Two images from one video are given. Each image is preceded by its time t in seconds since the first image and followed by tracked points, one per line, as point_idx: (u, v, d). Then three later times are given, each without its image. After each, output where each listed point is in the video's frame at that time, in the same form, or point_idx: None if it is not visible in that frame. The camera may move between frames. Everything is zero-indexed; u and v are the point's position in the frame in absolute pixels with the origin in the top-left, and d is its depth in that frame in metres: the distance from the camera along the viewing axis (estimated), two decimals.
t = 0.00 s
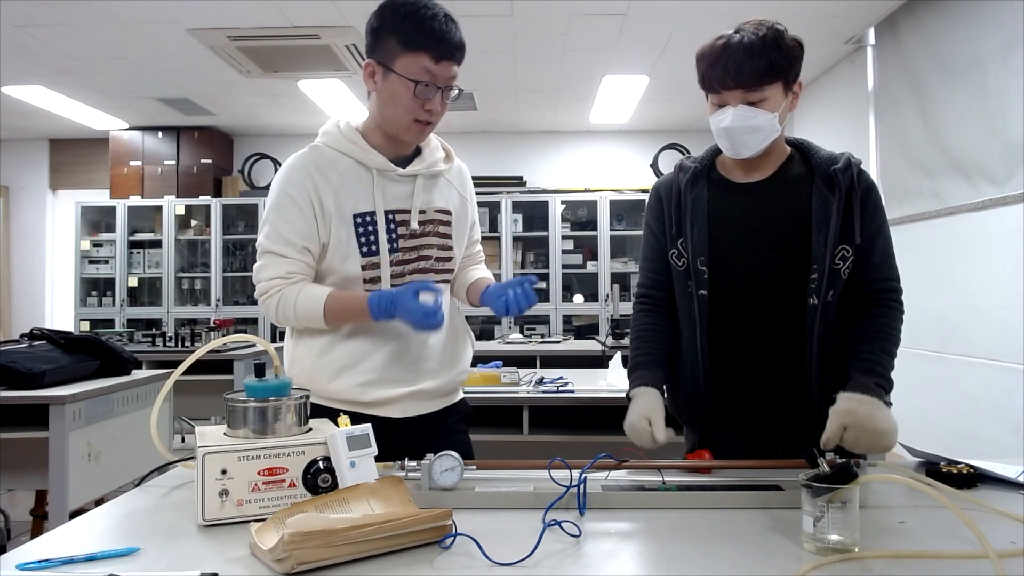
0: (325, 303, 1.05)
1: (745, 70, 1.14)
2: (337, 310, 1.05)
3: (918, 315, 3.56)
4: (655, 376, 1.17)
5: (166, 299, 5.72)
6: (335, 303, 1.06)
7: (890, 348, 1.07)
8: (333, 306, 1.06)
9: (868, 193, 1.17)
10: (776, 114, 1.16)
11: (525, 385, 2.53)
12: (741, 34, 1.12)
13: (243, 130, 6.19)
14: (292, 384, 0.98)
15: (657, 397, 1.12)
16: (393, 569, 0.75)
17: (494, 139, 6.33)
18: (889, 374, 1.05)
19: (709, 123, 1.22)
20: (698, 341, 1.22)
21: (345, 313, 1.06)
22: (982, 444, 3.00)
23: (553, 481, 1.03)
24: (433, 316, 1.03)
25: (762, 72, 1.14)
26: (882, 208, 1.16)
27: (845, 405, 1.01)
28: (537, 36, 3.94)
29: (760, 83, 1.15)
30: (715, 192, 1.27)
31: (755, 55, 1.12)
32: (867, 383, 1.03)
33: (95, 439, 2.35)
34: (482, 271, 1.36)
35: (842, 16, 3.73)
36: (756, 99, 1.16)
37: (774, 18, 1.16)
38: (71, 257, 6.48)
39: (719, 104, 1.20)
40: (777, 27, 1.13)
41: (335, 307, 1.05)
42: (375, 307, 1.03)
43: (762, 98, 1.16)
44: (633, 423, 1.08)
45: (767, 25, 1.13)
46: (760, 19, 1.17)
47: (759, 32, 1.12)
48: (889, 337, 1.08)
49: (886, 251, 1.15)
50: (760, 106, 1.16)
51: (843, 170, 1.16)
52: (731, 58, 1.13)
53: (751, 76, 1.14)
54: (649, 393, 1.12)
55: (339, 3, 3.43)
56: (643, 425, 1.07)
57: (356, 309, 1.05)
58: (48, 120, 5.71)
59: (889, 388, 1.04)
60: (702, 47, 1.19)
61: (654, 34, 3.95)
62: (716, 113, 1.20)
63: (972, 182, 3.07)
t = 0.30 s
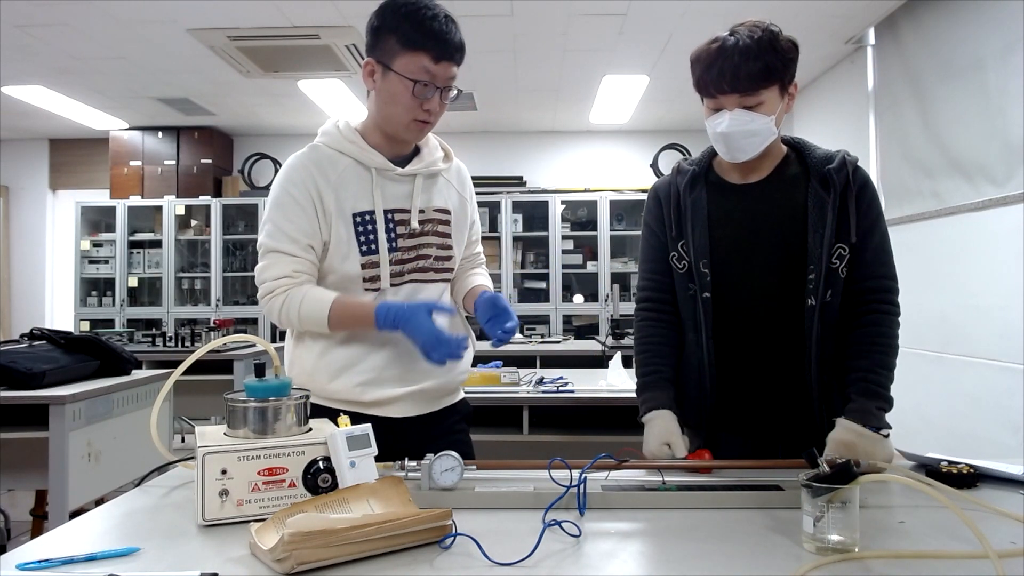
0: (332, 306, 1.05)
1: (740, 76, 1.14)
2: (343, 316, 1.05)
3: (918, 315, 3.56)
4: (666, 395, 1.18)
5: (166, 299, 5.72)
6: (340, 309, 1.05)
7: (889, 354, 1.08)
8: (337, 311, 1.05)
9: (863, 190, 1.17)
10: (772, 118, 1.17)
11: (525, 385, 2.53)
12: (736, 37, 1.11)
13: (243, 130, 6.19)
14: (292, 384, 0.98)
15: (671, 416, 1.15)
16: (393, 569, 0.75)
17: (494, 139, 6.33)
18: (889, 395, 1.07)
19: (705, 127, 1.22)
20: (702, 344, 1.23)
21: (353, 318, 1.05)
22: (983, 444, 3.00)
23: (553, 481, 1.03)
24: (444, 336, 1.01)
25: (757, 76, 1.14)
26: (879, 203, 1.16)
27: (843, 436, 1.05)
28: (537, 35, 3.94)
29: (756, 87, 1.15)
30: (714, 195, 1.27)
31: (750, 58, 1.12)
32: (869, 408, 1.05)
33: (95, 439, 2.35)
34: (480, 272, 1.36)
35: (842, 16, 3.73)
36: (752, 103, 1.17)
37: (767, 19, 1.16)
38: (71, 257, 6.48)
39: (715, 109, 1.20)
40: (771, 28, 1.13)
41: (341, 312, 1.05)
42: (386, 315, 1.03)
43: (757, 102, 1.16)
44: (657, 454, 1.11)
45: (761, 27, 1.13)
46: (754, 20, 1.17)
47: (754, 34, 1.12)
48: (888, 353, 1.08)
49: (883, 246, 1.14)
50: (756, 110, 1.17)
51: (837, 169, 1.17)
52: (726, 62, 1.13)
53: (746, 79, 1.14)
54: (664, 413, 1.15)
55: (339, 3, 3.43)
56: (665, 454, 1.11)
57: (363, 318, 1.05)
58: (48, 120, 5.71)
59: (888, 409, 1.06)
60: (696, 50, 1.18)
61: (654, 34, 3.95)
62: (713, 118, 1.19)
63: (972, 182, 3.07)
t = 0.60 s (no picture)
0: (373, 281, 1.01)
1: (744, 83, 1.13)
2: (385, 287, 1.01)
3: (918, 315, 3.56)
4: (671, 400, 1.17)
5: (166, 299, 5.72)
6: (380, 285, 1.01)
7: (886, 357, 1.08)
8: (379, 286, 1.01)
9: (864, 188, 1.17)
10: (774, 122, 1.17)
11: (525, 385, 2.53)
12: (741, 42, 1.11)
13: (243, 130, 6.19)
14: (292, 384, 0.98)
15: (674, 422, 1.14)
16: (393, 569, 0.75)
17: (494, 140, 6.33)
18: (884, 397, 1.07)
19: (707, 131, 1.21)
20: (704, 345, 1.23)
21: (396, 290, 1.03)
22: (983, 444, 3.00)
23: (553, 481, 1.03)
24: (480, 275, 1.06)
25: (762, 82, 1.13)
26: (878, 201, 1.16)
27: (839, 438, 1.05)
28: (537, 35, 3.94)
29: (760, 93, 1.15)
30: (714, 196, 1.27)
31: (755, 62, 1.11)
32: (864, 411, 1.06)
33: (96, 439, 2.35)
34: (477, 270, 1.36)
35: (842, 16, 3.73)
36: (755, 108, 1.17)
37: (769, 21, 1.15)
38: (71, 258, 6.48)
39: (718, 113, 1.20)
40: (775, 31, 1.12)
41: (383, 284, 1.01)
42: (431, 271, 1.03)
43: (760, 106, 1.16)
44: (658, 459, 1.11)
45: (765, 29, 1.13)
46: (756, 21, 1.17)
47: (758, 37, 1.11)
48: (885, 356, 1.08)
49: (882, 245, 1.14)
50: (759, 114, 1.17)
51: (837, 169, 1.17)
52: (730, 67, 1.13)
53: (751, 84, 1.14)
54: (667, 418, 1.14)
55: (338, 3, 3.43)
56: (666, 458, 1.11)
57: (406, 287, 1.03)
58: (47, 120, 5.70)
59: (884, 411, 1.07)
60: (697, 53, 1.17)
61: (654, 34, 3.95)
62: (715, 121, 1.19)
63: (972, 182, 3.07)
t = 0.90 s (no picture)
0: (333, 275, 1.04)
1: (748, 85, 1.13)
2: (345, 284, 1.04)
3: (918, 315, 3.56)
4: (672, 401, 1.17)
5: (166, 299, 5.72)
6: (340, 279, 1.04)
7: (887, 360, 1.09)
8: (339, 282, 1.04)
9: (865, 188, 1.17)
10: (778, 125, 1.17)
11: (525, 385, 2.53)
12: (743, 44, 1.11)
13: (243, 130, 6.19)
14: (292, 384, 0.98)
15: (675, 422, 1.14)
16: (393, 569, 0.75)
17: (494, 140, 6.33)
18: (888, 401, 1.08)
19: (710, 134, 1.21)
20: (704, 346, 1.23)
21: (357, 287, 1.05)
22: (982, 444, 3.00)
23: (553, 481, 1.03)
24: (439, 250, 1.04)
25: (766, 83, 1.13)
26: (879, 201, 1.16)
27: (843, 442, 1.05)
28: (537, 35, 3.94)
29: (763, 95, 1.14)
30: (715, 196, 1.27)
31: (759, 64, 1.11)
32: (868, 415, 1.06)
33: (96, 439, 2.35)
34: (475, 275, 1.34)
35: (842, 16, 3.73)
36: (758, 112, 1.17)
37: (773, 23, 1.16)
38: (71, 258, 6.48)
39: (720, 115, 1.20)
40: (778, 33, 1.12)
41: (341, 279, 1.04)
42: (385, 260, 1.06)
43: (763, 109, 1.16)
44: (657, 459, 1.10)
45: (768, 31, 1.13)
46: (761, 24, 1.17)
47: (762, 40, 1.11)
48: (885, 359, 1.09)
49: (883, 246, 1.14)
50: (763, 117, 1.17)
51: (838, 170, 1.17)
52: (733, 69, 1.13)
53: (754, 87, 1.14)
54: (669, 419, 1.14)
55: (338, 3, 3.43)
56: (666, 458, 1.11)
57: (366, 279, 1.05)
58: (48, 120, 5.70)
59: (888, 415, 1.07)
60: (699, 55, 1.18)
61: (654, 34, 3.95)
62: (717, 124, 1.19)
63: (972, 182, 3.07)
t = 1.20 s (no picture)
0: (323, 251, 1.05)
1: (744, 80, 1.13)
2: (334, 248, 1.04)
3: (918, 315, 3.56)
4: (672, 402, 1.17)
5: (166, 299, 5.71)
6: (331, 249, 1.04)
7: (887, 361, 1.09)
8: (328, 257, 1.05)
9: (866, 187, 1.18)
10: (773, 123, 1.17)
11: (525, 385, 2.53)
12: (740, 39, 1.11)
13: (243, 130, 6.19)
14: (291, 384, 0.98)
15: (675, 423, 1.14)
16: (393, 570, 0.75)
17: (494, 140, 6.33)
18: (889, 401, 1.07)
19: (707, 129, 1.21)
20: (706, 346, 1.23)
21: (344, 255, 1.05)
22: (982, 444, 3.00)
23: (553, 481, 1.03)
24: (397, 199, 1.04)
25: (761, 79, 1.13)
26: (879, 200, 1.17)
27: (845, 443, 1.05)
28: (537, 36, 3.94)
29: (760, 91, 1.14)
30: (716, 195, 1.27)
31: (756, 59, 1.11)
32: (868, 416, 1.06)
33: (96, 439, 2.35)
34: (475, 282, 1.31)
35: (842, 16, 3.73)
36: (755, 107, 1.16)
37: (773, 20, 1.15)
38: (71, 258, 6.48)
39: (718, 110, 1.20)
40: (778, 31, 1.12)
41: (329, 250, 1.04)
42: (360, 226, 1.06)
43: (760, 105, 1.16)
44: (656, 459, 1.10)
45: (768, 29, 1.13)
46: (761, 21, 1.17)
47: (761, 36, 1.11)
48: (886, 360, 1.09)
49: (883, 245, 1.15)
50: (758, 112, 1.17)
51: (840, 170, 1.17)
52: (729, 64, 1.13)
53: (751, 83, 1.13)
54: (669, 419, 1.14)
55: (338, 3, 3.43)
56: (666, 459, 1.11)
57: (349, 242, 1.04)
58: (48, 120, 5.70)
59: (888, 417, 1.07)
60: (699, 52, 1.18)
61: (654, 34, 3.95)
62: (714, 119, 1.19)
63: (972, 182, 3.07)
